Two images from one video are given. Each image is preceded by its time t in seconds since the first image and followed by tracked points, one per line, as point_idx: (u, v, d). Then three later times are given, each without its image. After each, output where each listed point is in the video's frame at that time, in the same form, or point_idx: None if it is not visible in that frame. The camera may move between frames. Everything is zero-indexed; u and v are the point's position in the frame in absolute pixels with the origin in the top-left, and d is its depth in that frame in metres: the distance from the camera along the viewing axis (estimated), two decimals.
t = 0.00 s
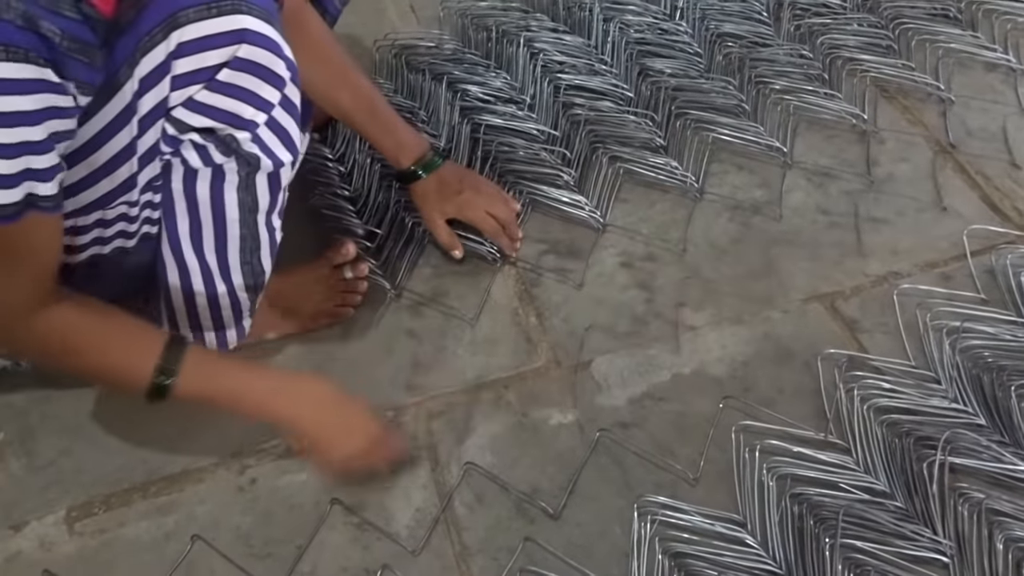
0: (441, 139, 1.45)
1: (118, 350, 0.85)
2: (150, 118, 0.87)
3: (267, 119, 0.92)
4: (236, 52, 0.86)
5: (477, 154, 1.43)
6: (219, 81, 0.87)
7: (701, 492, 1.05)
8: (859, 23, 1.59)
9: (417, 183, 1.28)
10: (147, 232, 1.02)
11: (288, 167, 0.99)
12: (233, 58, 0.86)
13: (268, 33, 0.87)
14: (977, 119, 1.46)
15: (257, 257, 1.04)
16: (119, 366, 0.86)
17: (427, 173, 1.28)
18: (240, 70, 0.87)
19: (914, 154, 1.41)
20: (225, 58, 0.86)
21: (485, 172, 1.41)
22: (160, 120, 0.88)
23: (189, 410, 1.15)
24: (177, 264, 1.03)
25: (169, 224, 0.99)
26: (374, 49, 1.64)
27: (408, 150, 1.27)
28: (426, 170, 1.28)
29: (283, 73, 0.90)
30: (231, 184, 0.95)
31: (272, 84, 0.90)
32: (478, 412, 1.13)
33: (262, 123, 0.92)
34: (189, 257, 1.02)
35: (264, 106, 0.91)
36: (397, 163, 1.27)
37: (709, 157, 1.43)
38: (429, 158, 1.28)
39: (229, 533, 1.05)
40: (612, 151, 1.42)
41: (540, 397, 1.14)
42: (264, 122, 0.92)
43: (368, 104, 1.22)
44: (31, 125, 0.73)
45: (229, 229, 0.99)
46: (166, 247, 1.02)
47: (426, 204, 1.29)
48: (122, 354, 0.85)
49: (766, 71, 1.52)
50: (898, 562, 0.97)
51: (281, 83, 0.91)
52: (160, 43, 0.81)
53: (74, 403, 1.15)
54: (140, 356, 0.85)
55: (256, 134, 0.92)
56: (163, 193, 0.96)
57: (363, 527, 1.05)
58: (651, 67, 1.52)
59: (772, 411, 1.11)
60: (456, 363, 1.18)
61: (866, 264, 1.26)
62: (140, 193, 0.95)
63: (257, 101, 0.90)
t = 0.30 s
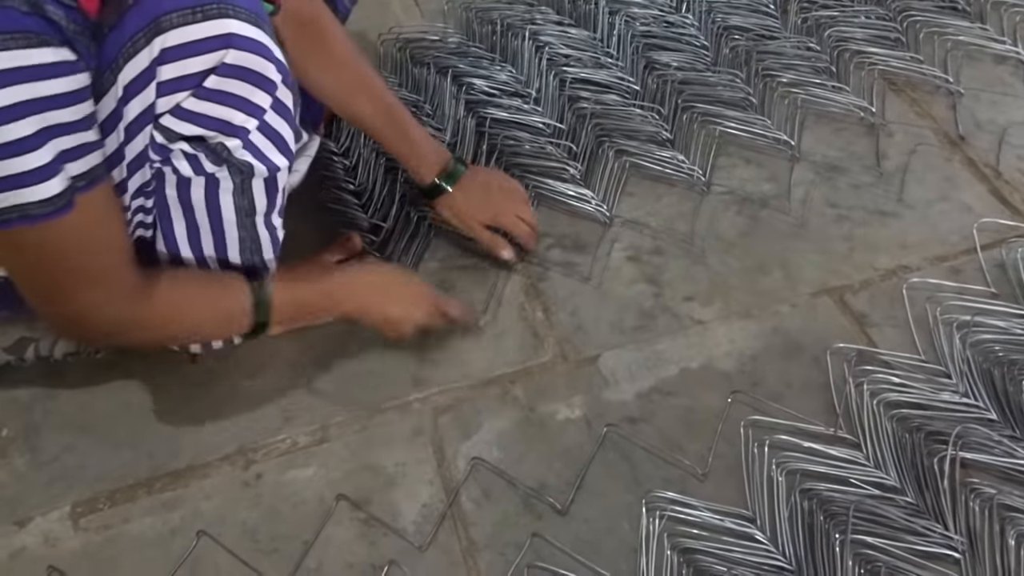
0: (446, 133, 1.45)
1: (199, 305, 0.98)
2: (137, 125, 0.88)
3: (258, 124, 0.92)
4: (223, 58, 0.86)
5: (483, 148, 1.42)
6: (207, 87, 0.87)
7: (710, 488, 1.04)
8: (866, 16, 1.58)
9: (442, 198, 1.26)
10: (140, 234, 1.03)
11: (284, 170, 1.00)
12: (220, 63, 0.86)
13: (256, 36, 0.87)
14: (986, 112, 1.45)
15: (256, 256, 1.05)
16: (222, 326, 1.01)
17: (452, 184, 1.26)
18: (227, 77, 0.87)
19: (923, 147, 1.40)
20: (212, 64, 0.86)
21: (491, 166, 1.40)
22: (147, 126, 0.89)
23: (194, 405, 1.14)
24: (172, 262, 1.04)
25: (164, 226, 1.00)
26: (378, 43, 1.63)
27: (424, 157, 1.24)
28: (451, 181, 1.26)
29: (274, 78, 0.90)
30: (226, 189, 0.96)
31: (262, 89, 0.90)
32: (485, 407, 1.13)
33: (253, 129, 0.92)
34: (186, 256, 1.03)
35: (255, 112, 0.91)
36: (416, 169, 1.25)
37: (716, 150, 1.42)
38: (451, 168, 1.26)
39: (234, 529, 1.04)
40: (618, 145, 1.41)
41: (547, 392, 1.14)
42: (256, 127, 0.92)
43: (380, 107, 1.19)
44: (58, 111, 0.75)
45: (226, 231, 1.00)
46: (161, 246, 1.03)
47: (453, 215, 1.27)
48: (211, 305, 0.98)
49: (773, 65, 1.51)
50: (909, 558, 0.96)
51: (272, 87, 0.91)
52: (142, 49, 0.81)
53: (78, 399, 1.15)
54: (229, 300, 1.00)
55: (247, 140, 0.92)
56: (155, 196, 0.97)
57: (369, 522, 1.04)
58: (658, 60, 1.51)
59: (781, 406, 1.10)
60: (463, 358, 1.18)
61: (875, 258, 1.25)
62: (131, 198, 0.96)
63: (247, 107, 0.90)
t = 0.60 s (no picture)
0: (451, 129, 1.44)
1: (213, 332, 0.91)
2: (146, 122, 0.88)
3: (269, 125, 0.90)
4: (234, 57, 0.86)
5: (488, 144, 1.41)
6: (218, 87, 0.87)
7: (718, 489, 1.03)
8: (875, 11, 1.57)
9: (458, 216, 1.25)
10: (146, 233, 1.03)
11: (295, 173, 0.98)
12: (231, 62, 0.86)
13: (268, 35, 0.87)
14: (997, 108, 1.43)
15: (264, 257, 1.03)
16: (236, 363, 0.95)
17: (462, 205, 1.25)
18: (239, 76, 0.87)
19: (933, 144, 1.39)
20: (223, 63, 0.86)
21: (497, 162, 1.39)
22: (157, 124, 0.89)
23: (197, 403, 1.13)
24: (179, 262, 1.03)
25: (170, 226, 0.99)
26: (382, 37, 1.61)
27: (433, 176, 1.23)
28: (461, 202, 1.25)
29: (285, 77, 0.89)
30: (234, 191, 0.94)
31: (273, 88, 0.89)
32: (491, 407, 1.12)
33: (263, 130, 0.90)
34: (193, 257, 1.02)
35: (266, 112, 0.89)
36: (423, 186, 1.24)
37: (723, 147, 1.41)
38: (460, 188, 1.25)
39: (238, 529, 1.03)
40: (625, 142, 1.40)
41: (553, 392, 1.13)
42: (266, 128, 0.90)
43: (388, 122, 1.18)
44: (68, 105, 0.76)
45: (234, 233, 0.99)
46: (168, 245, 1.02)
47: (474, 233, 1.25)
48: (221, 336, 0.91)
49: (781, 60, 1.50)
50: (919, 561, 0.95)
51: (283, 87, 0.90)
52: (153, 46, 0.82)
53: (81, 397, 1.14)
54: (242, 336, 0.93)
55: (257, 141, 0.90)
56: (161, 196, 0.96)
57: (374, 523, 1.03)
58: (664, 56, 1.50)
59: (790, 407, 1.09)
60: (469, 357, 1.17)
61: (885, 257, 1.24)
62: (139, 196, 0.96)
63: (258, 107, 0.89)
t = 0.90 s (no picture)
0: (459, 125, 1.42)
1: (187, 324, 0.82)
2: (154, 118, 0.87)
3: (279, 122, 0.91)
4: (246, 53, 0.86)
5: (497, 141, 1.40)
6: (229, 83, 0.87)
7: (727, 491, 1.02)
8: (888, 10, 1.55)
9: (468, 215, 1.24)
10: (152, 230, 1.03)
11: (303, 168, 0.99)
12: (243, 58, 0.86)
13: (281, 31, 0.87)
14: (1010, 109, 1.42)
15: (272, 252, 1.03)
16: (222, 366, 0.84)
17: (471, 205, 1.23)
18: (249, 72, 0.87)
19: (945, 144, 1.37)
20: (234, 59, 0.86)
21: (505, 159, 1.38)
22: (165, 120, 0.88)
23: (202, 398, 1.13)
24: (188, 257, 1.03)
25: (180, 222, 0.99)
26: (389, 31, 1.60)
27: (439, 177, 1.21)
28: (470, 202, 1.23)
29: (296, 72, 0.89)
30: (244, 187, 0.95)
31: (285, 84, 0.89)
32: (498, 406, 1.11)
33: (274, 127, 0.91)
34: (201, 255, 1.02)
35: (277, 109, 0.90)
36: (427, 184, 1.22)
37: (734, 146, 1.40)
38: (470, 188, 1.23)
39: (242, 528, 1.03)
40: (635, 139, 1.38)
41: (561, 391, 1.12)
42: (277, 125, 0.91)
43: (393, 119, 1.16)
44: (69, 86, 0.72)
45: (242, 230, 0.99)
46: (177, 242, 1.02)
47: (483, 232, 1.24)
48: (197, 332, 0.82)
49: (793, 58, 1.48)
50: (932, 568, 0.94)
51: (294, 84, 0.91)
52: (161, 42, 0.81)
53: (84, 391, 1.13)
54: (224, 333, 0.83)
55: (267, 138, 0.91)
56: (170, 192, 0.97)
57: (380, 523, 1.02)
58: (675, 53, 1.49)
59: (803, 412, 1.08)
60: (477, 355, 1.16)
61: (896, 258, 1.23)
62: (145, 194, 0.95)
63: (269, 104, 0.89)
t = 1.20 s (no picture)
0: (470, 116, 1.40)
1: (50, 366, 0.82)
2: (147, 110, 0.88)
3: (274, 112, 0.91)
4: (237, 41, 0.86)
5: (507, 133, 1.38)
6: (220, 72, 0.88)
7: (738, 490, 1.01)
8: (905, 5, 1.53)
9: (480, 202, 1.21)
10: (148, 224, 1.02)
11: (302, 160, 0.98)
12: (234, 46, 0.86)
13: (272, 17, 0.87)
14: None
15: (274, 245, 1.02)
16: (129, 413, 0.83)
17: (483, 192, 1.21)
18: (242, 61, 0.87)
19: (962, 141, 1.36)
20: (226, 48, 0.86)
21: (515, 151, 1.37)
22: (158, 112, 0.89)
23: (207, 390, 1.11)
24: (185, 253, 1.00)
25: (177, 215, 0.97)
26: (399, 22, 1.58)
27: (454, 167, 1.19)
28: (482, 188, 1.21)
29: (291, 60, 0.90)
30: (241, 178, 0.94)
31: (278, 72, 0.89)
32: (507, 401, 1.10)
33: (269, 116, 0.91)
34: (201, 249, 0.99)
35: (271, 97, 0.90)
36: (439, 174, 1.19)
37: (747, 140, 1.38)
38: (482, 176, 1.21)
39: (247, 522, 1.01)
40: (647, 133, 1.37)
41: (570, 387, 1.10)
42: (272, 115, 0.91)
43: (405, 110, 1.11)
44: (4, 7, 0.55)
45: (241, 223, 0.97)
46: (174, 237, 0.99)
47: (494, 221, 1.22)
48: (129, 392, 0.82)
49: (807, 53, 1.46)
50: (946, 570, 0.93)
51: (288, 72, 0.90)
52: (153, 31, 0.83)
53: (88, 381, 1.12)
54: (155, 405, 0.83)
55: (263, 128, 0.91)
56: (166, 184, 0.95)
57: (387, 518, 1.01)
58: (689, 46, 1.47)
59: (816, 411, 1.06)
60: (486, 349, 1.14)
61: (912, 256, 1.21)
62: (139, 186, 0.94)
63: (263, 93, 0.90)
